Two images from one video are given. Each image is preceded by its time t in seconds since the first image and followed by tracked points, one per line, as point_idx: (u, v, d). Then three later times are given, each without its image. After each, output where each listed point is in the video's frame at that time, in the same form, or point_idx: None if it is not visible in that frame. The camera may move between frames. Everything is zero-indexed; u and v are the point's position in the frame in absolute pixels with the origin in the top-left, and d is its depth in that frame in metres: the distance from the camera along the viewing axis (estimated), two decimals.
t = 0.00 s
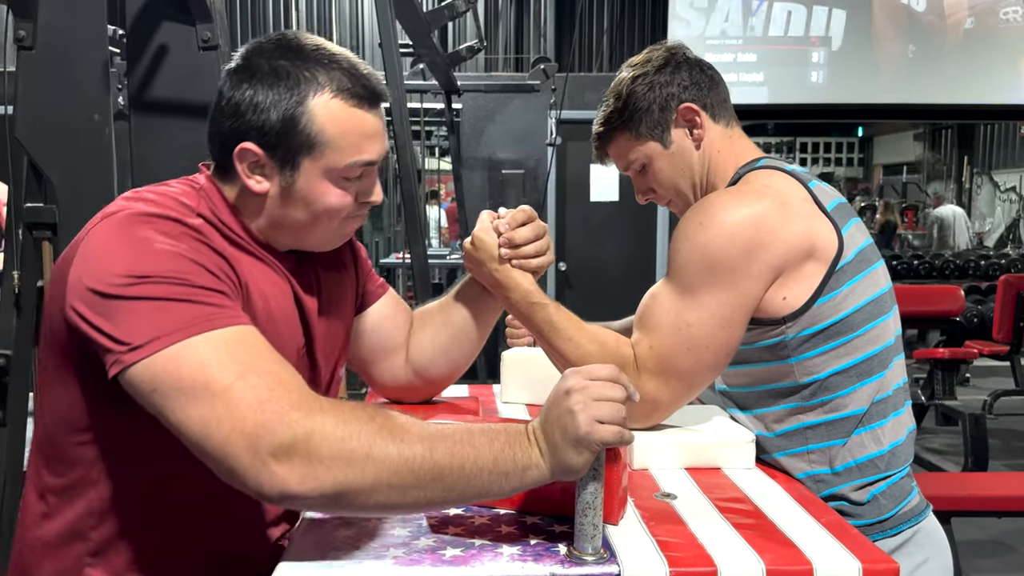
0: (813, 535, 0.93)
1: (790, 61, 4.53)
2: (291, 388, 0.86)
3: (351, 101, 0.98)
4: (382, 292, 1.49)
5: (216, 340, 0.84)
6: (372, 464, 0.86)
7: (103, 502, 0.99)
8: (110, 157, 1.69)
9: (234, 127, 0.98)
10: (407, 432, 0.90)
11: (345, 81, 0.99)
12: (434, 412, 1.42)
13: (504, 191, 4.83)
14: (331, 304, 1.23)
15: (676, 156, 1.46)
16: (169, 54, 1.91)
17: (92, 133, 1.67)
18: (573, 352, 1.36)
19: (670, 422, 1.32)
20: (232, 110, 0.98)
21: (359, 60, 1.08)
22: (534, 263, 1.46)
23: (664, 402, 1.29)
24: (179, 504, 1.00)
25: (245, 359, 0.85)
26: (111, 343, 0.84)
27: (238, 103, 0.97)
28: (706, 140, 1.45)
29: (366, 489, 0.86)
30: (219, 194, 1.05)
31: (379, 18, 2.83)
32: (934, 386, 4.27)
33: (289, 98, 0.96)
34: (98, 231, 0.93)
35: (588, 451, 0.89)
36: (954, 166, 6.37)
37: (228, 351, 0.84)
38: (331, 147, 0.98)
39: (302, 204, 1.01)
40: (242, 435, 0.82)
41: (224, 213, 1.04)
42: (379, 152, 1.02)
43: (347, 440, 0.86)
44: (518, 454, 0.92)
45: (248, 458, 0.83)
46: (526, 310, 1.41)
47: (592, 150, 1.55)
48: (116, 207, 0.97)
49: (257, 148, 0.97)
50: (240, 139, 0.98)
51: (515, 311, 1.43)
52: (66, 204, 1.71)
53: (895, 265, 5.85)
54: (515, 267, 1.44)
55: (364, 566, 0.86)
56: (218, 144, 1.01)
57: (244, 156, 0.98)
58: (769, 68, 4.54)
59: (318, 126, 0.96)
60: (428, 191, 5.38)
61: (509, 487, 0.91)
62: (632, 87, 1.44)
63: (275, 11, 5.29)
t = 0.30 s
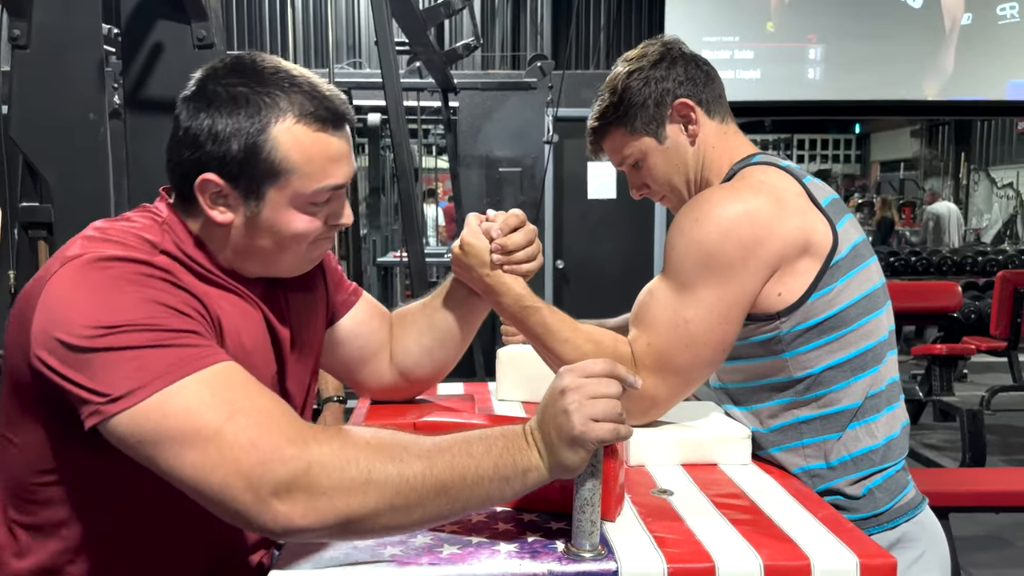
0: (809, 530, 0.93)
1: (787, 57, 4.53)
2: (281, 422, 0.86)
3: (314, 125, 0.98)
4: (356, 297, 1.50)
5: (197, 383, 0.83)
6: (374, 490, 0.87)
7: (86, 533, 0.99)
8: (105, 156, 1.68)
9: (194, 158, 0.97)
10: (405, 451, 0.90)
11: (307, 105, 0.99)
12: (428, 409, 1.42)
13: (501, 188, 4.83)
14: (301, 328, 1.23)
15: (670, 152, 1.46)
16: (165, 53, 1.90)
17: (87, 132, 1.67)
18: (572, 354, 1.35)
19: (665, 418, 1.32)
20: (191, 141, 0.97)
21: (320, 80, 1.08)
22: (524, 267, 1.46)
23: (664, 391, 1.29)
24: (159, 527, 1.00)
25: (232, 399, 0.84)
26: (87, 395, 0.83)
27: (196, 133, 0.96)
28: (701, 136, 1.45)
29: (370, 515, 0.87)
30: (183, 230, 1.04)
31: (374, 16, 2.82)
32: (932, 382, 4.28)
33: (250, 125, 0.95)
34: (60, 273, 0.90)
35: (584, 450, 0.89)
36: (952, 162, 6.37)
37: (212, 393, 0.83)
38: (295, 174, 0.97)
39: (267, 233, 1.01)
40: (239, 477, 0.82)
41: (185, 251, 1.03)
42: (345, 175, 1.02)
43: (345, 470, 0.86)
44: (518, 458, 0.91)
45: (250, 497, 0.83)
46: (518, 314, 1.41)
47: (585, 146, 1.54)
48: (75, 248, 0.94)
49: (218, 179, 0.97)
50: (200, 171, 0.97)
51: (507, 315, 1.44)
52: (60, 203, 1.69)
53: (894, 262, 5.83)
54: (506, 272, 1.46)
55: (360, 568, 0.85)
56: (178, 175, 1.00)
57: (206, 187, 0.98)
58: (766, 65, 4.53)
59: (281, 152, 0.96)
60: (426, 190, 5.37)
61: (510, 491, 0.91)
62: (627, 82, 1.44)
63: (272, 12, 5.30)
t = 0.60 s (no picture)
0: (805, 525, 0.93)
1: (784, 54, 4.53)
2: (269, 443, 0.86)
3: (277, 160, 0.98)
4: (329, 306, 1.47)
5: (170, 418, 0.82)
6: (372, 501, 0.87)
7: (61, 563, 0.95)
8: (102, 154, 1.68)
9: (153, 193, 0.96)
10: (400, 460, 0.90)
11: (270, 139, 0.98)
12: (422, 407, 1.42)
13: (498, 186, 4.82)
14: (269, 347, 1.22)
15: (667, 147, 1.45)
16: (160, 51, 1.89)
17: (82, 131, 1.66)
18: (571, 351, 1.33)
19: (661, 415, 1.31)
20: (149, 176, 0.96)
21: (286, 112, 1.07)
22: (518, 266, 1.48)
23: (662, 385, 1.29)
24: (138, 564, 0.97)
25: (214, 427, 0.83)
26: (64, 440, 0.82)
27: (156, 168, 0.96)
28: (698, 131, 1.44)
29: (368, 526, 0.86)
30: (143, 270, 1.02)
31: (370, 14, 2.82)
32: (930, 378, 4.30)
33: (211, 160, 0.95)
34: (20, 322, 0.88)
35: (581, 447, 0.89)
36: (949, 159, 6.37)
37: (193, 424, 0.83)
38: (258, 210, 0.97)
39: (230, 267, 1.00)
40: (234, 502, 0.82)
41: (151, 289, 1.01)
42: (311, 208, 1.02)
43: (342, 484, 0.87)
44: (514, 459, 0.91)
45: (247, 521, 0.83)
46: (515, 310, 1.41)
47: (581, 141, 1.54)
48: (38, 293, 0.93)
49: (177, 215, 0.96)
50: (159, 207, 0.96)
51: (502, 312, 1.44)
52: (55, 202, 1.68)
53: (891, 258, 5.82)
54: (502, 268, 1.47)
55: (356, 570, 0.85)
56: (136, 209, 0.99)
57: (165, 224, 0.97)
58: (763, 62, 4.53)
59: (243, 189, 0.95)
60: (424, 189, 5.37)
61: (505, 493, 0.91)
62: (625, 76, 1.43)
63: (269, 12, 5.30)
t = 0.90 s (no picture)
0: (804, 523, 0.93)
1: (782, 52, 4.53)
2: (269, 406, 0.87)
3: (284, 122, 1.02)
4: (331, 301, 1.49)
5: (177, 372, 0.84)
6: (366, 469, 0.87)
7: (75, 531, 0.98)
8: (102, 155, 1.68)
9: (165, 160, 1.00)
10: (398, 435, 0.91)
11: (276, 104, 1.02)
12: (420, 404, 1.43)
13: (498, 184, 4.84)
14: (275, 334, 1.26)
15: (660, 152, 1.46)
16: (158, 51, 1.89)
17: (81, 131, 1.66)
18: (568, 341, 1.33)
19: (659, 411, 1.32)
20: (161, 143, 1.00)
21: (289, 84, 1.11)
22: (519, 247, 1.49)
23: (658, 380, 1.29)
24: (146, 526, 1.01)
25: (217, 385, 0.85)
26: (69, 391, 0.83)
27: (166, 137, 0.99)
28: (690, 136, 1.44)
29: (362, 495, 0.87)
30: (158, 234, 1.06)
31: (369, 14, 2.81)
32: (929, 376, 4.30)
33: (220, 125, 0.98)
34: (31, 281, 0.90)
35: (580, 444, 0.89)
36: (947, 156, 6.38)
37: (197, 380, 0.84)
38: (266, 172, 1.00)
39: (242, 233, 1.03)
40: (232, 457, 0.83)
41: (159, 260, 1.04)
42: (317, 172, 1.06)
43: (340, 448, 0.87)
44: (513, 451, 0.92)
45: (242, 475, 0.83)
46: (517, 299, 1.41)
47: (576, 147, 1.54)
48: (49, 254, 0.94)
49: (190, 179, 1.00)
50: (172, 172, 1.00)
51: (504, 300, 1.44)
52: (54, 203, 1.68)
53: (890, 257, 5.85)
54: (506, 255, 1.48)
55: (357, 564, 0.85)
56: (149, 180, 1.03)
57: (178, 187, 1.00)
58: (761, 60, 4.54)
59: (252, 150, 0.99)
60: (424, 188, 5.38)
61: (504, 483, 0.91)
62: (617, 83, 1.44)
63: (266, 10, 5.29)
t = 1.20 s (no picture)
0: (803, 521, 0.93)
1: (781, 51, 4.54)
2: (266, 406, 0.88)
3: (278, 132, 1.03)
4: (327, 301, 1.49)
5: (173, 376, 0.84)
6: (365, 465, 0.88)
7: (75, 535, 0.99)
8: (101, 156, 1.68)
9: (158, 168, 1.00)
10: (398, 434, 0.91)
11: (269, 113, 1.03)
12: (419, 404, 1.43)
13: (498, 185, 4.93)
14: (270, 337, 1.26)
15: (657, 152, 1.46)
16: (158, 52, 1.89)
17: (80, 132, 1.67)
18: (566, 341, 1.33)
19: (656, 410, 1.32)
20: (155, 152, 1.00)
21: (282, 91, 1.12)
22: (516, 246, 1.49)
23: (656, 379, 1.29)
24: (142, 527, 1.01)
25: (213, 387, 0.86)
26: (65, 400, 0.84)
27: (159, 146, 1.00)
28: (686, 136, 1.45)
29: (362, 490, 0.88)
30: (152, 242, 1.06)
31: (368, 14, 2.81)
32: (929, 374, 4.29)
33: (214, 135, 0.99)
34: (25, 293, 0.90)
35: (579, 443, 0.89)
36: (946, 155, 6.39)
37: (193, 383, 0.85)
38: (259, 181, 1.01)
39: (235, 241, 1.04)
40: (232, 456, 0.84)
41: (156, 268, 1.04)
42: (310, 181, 1.07)
43: (341, 445, 0.88)
44: (512, 448, 0.92)
45: (243, 473, 0.84)
46: (514, 299, 1.42)
47: (572, 147, 1.54)
48: (41, 266, 0.94)
49: (184, 188, 1.00)
50: (166, 180, 1.01)
51: (502, 301, 1.44)
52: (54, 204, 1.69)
53: (889, 256, 5.86)
54: (504, 255, 1.48)
55: (358, 563, 0.85)
56: (143, 187, 1.03)
57: (172, 196, 1.01)
58: (761, 60, 4.54)
59: (245, 160, 1.00)
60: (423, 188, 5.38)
61: (503, 482, 0.91)
62: (614, 84, 1.44)
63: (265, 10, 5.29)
